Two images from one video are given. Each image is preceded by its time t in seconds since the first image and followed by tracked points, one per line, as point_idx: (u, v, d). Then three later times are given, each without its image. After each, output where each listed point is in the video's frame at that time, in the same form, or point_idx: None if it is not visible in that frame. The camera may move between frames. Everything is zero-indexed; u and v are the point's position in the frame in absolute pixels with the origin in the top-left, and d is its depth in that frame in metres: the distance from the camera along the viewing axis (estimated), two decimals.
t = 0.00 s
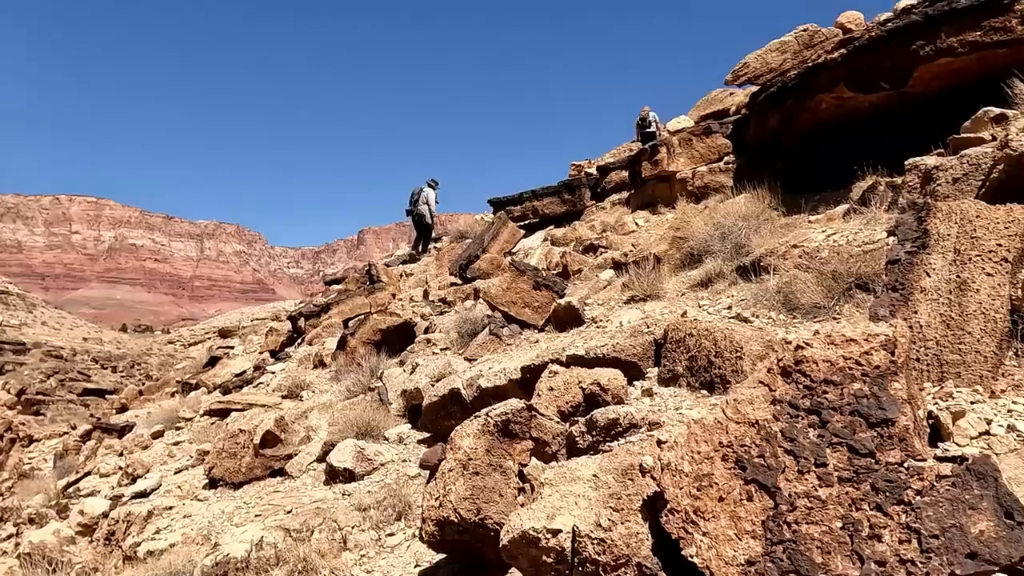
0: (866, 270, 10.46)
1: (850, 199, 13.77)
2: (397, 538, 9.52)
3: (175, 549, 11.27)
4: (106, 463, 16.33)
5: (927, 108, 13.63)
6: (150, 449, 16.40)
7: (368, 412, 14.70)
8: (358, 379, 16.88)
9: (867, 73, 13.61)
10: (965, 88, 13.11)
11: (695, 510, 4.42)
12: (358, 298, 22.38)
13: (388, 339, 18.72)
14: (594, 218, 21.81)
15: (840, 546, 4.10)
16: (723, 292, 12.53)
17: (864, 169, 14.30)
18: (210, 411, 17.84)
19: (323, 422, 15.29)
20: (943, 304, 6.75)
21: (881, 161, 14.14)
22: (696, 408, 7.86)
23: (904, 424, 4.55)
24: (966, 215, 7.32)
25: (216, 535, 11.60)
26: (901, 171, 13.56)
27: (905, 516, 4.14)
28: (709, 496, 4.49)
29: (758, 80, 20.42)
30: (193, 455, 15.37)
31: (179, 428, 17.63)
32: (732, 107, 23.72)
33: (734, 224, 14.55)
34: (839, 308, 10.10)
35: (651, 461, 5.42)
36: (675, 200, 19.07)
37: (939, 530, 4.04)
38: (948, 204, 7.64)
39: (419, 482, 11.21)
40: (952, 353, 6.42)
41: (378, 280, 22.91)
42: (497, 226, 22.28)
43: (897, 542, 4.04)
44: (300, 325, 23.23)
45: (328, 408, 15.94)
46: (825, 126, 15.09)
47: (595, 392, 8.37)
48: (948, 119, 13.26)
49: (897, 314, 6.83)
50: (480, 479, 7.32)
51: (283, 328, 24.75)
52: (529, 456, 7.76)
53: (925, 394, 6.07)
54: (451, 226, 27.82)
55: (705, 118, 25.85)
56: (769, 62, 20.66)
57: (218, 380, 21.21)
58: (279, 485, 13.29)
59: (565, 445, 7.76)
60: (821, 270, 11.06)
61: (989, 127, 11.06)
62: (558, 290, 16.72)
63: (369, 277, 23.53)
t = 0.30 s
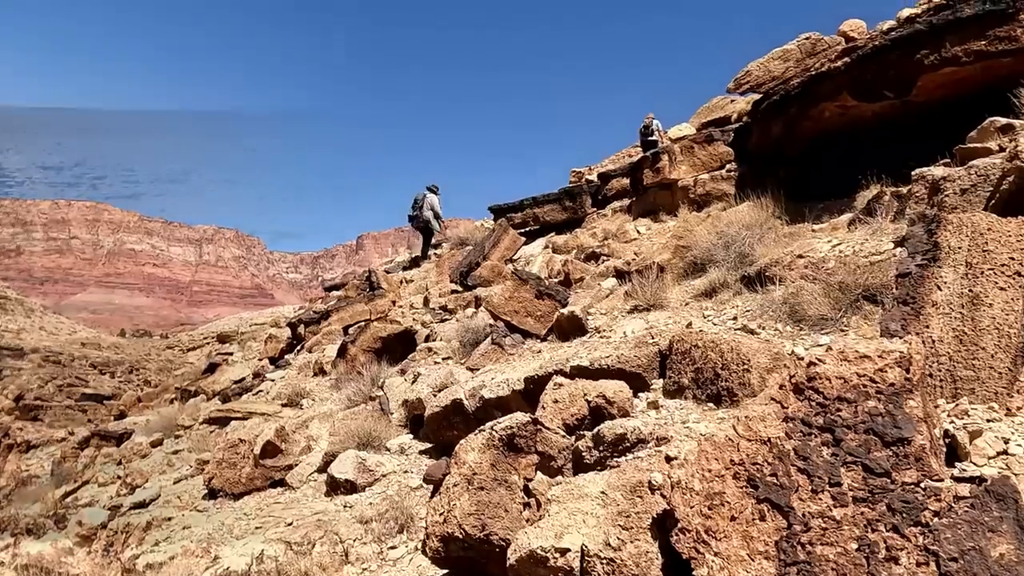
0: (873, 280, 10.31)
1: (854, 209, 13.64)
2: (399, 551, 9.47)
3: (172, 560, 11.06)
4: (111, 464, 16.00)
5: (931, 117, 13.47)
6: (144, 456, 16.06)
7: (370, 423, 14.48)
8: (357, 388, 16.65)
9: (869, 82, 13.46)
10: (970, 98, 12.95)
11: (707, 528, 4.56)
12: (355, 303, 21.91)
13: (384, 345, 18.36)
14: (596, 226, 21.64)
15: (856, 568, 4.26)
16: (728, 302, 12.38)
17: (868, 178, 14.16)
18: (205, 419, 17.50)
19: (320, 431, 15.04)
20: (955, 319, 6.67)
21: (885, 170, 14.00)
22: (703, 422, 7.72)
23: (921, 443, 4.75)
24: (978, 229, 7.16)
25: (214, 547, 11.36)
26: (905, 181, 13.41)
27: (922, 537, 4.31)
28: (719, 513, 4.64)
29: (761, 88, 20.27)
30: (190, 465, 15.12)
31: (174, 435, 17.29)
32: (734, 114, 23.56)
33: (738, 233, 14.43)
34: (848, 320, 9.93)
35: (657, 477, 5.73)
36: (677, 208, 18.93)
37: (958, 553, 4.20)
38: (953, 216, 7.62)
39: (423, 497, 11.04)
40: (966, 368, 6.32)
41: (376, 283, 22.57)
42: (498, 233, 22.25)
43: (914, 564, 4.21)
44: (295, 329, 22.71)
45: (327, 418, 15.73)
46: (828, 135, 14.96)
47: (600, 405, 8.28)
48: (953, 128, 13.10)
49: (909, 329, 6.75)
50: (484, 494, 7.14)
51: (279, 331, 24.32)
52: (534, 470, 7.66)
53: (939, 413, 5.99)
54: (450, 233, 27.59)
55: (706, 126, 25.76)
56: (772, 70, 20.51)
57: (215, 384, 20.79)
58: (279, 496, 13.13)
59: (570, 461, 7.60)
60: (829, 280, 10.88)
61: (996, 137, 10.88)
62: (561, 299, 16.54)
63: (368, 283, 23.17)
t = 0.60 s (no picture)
0: (878, 284, 10.25)
1: (856, 212, 13.56)
2: (401, 556, 9.38)
3: (171, 566, 10.96)
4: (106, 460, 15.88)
5: (933, 121, 13.32)
6: (141, 457, 15.85)
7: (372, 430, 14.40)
8: (357, 392, 16.51)
9: (870, 86, 13.29)
10: (974, 101, 12.77)
11: (713, 533, 4.63)
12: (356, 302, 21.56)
13: (385, 348, 18.00)
14: (597, 230, 21.54)
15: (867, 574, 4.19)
16: (730, 306, 12.34)
17: (870, 181, 14.04)
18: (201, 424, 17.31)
19: (319, 436, 14.94)
20: (963, 322, 6.57)
21: (887, 173, 13.86)
22: (708, 425, 7.61)
23: (931, 446, 4.58)
24: (984, 231, 7.11)
25: (214, 552, 11.23)
26: (907, 184, 13.26)
27: (933, 542, 4.20)
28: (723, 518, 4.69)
29: (761, 92, 20.23)
30: (188, 468, 14.96)
31: (167, 438, 17.03)
32: (734, 118, 23.51)
33: (740, 237, 14.45)
34: (852, 324, 9.87)
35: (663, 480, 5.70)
36: (678, 213, 18.94)
37: (970, 558, 4.05)
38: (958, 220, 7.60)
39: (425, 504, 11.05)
40: (974, 371, 6.21)
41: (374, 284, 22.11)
42: (499, 237, 21.97)
43: (925, 569, 4.11)
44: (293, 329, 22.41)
45: (327, 422, 15.65)
46: (830, 139, 14.89)
47: (602, 409, 8.19)
48: (956, 132, 12.94)
49: (915, 332, 6.67)
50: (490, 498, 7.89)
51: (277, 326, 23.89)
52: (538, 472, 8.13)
53: (949, 415, 5.81)
54: (449, 235, 27.43)
55: (706, 130, 25.75)
56: (773, 73, 20.47)
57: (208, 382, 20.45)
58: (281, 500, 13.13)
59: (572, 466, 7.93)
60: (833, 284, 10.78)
61: (999, 140, 10.83)
62: (562, 302, 16.45)
63: (367, 286, 22.87)
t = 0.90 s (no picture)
0: (877, 283, 10.51)
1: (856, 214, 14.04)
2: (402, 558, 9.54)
3: (171, 566, 11.08)
4: (102, 460, 14.22)
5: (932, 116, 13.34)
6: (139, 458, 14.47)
7: (371, 433, 15.56)
8: (353, 386, 16.53)
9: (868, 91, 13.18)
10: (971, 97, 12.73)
11: (713, 532, 7.09)
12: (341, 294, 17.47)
13: (385, 349, 17.27)
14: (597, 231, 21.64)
15: (867, 569, 6.08)
16: (729, 308, 12.55)
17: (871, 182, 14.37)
18: (190, 421, 14.88)
19: (317, 434, 15.45)
20: (962, 321, 7.73)
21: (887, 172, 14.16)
22: (706, 424, 9.07)
23: (928, 444, 6.54)
24: (983, 230, 8.11)
25: (213, 552, 11.56)
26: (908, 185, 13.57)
27: (932, 542, 6.00)
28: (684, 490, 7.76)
29: (761, 93, 20.29)
30: (183, 464, 14.59)
31: (169, 436, 14.64)
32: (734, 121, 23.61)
33: (740, 237, 15.16)
34: (852, 325, 10.00)
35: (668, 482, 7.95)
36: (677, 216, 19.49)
37: (972, 555, 5.78)
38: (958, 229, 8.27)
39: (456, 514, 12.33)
40: (974, 369, 7.46)
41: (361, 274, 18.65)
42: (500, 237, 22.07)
43: (926, 566, 5.90)
44: (243, 327, 15.81)
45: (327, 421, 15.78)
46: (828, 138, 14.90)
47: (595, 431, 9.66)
48: (953, 130, 13.06)
49: (916, 330, 7.86)
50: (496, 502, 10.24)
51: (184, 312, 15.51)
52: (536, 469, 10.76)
53: (951, 413, 7.19)
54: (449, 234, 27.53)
55: (705, 133, 25.88)
56: (773, 75, 20.54)
57: (147, 387, 14.76)
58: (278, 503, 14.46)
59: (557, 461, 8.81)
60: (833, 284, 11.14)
61: (997, 141, 10.86)
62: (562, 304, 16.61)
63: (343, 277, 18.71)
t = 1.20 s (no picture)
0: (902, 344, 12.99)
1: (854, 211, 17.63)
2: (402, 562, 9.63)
3: (169, 566, 10.93)
4: (100, 459, 13.81)
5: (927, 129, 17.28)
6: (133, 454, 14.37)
7: (368, 432, 15.55)
8: (350, 385, 16.43)
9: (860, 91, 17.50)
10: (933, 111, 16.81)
11: (712, 534, 11.43)
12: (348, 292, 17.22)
13: (383, 347, 16.91)
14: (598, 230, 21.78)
15: None
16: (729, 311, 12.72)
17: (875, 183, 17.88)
18: (187, 421, 14.67)
19: (314, 434, 15.35)
20: (960, 322, 12.64)
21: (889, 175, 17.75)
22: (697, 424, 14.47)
23: (929, 447, 11.78)
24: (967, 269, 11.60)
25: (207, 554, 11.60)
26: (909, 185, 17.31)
27: None
28: (646, 474, 13.71)
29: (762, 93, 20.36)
30: (179, 464, 14.45)
31: (165, 436, 14.36)
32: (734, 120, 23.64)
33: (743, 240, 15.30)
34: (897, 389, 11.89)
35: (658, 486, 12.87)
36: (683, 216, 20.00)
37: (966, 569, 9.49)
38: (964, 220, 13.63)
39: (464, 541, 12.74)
40: (977, 366, 12.07)
41: (359, 274, 18.04)
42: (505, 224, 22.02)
43: None
44: (242, 328, 15.43)
45: (325, 421, 15.78)
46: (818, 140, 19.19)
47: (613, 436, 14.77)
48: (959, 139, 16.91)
49: (916, 328, 13.41)
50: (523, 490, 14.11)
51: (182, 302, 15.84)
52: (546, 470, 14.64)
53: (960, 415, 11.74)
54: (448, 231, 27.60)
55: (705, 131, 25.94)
56: (773, 74, 20.58)
57: (145, 386, 14.43)
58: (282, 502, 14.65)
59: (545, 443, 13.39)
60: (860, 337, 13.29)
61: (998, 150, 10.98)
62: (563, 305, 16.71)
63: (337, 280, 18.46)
